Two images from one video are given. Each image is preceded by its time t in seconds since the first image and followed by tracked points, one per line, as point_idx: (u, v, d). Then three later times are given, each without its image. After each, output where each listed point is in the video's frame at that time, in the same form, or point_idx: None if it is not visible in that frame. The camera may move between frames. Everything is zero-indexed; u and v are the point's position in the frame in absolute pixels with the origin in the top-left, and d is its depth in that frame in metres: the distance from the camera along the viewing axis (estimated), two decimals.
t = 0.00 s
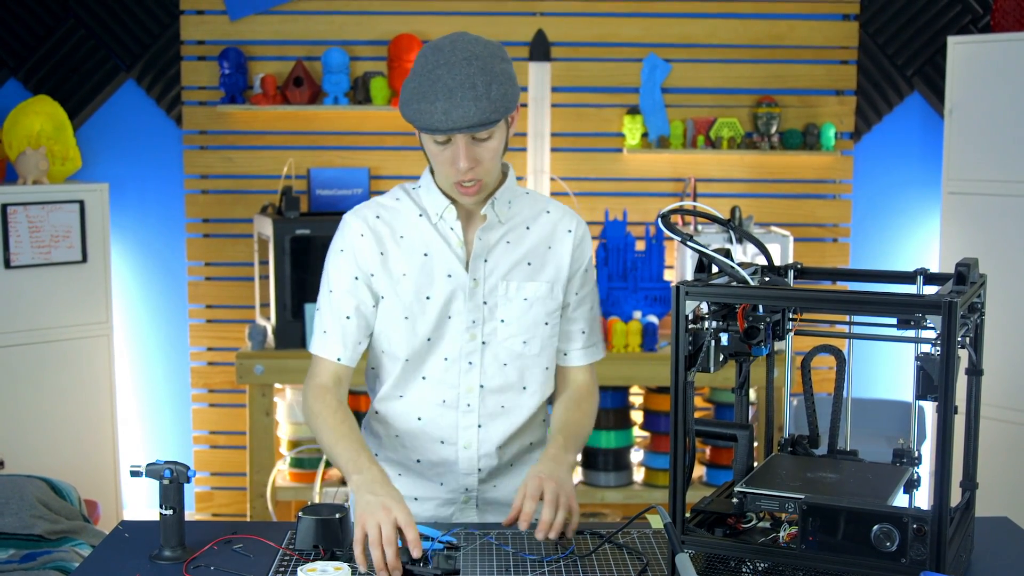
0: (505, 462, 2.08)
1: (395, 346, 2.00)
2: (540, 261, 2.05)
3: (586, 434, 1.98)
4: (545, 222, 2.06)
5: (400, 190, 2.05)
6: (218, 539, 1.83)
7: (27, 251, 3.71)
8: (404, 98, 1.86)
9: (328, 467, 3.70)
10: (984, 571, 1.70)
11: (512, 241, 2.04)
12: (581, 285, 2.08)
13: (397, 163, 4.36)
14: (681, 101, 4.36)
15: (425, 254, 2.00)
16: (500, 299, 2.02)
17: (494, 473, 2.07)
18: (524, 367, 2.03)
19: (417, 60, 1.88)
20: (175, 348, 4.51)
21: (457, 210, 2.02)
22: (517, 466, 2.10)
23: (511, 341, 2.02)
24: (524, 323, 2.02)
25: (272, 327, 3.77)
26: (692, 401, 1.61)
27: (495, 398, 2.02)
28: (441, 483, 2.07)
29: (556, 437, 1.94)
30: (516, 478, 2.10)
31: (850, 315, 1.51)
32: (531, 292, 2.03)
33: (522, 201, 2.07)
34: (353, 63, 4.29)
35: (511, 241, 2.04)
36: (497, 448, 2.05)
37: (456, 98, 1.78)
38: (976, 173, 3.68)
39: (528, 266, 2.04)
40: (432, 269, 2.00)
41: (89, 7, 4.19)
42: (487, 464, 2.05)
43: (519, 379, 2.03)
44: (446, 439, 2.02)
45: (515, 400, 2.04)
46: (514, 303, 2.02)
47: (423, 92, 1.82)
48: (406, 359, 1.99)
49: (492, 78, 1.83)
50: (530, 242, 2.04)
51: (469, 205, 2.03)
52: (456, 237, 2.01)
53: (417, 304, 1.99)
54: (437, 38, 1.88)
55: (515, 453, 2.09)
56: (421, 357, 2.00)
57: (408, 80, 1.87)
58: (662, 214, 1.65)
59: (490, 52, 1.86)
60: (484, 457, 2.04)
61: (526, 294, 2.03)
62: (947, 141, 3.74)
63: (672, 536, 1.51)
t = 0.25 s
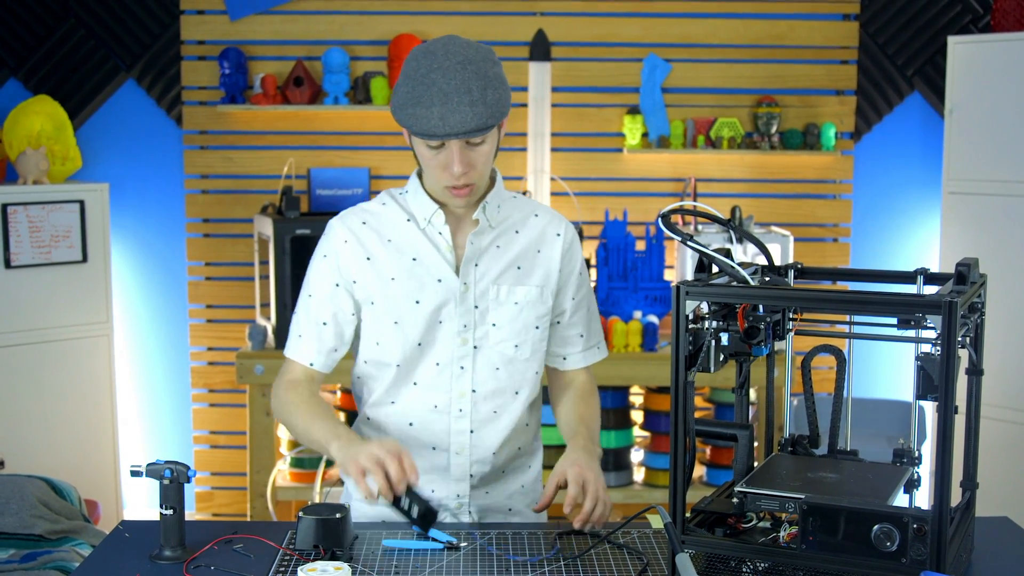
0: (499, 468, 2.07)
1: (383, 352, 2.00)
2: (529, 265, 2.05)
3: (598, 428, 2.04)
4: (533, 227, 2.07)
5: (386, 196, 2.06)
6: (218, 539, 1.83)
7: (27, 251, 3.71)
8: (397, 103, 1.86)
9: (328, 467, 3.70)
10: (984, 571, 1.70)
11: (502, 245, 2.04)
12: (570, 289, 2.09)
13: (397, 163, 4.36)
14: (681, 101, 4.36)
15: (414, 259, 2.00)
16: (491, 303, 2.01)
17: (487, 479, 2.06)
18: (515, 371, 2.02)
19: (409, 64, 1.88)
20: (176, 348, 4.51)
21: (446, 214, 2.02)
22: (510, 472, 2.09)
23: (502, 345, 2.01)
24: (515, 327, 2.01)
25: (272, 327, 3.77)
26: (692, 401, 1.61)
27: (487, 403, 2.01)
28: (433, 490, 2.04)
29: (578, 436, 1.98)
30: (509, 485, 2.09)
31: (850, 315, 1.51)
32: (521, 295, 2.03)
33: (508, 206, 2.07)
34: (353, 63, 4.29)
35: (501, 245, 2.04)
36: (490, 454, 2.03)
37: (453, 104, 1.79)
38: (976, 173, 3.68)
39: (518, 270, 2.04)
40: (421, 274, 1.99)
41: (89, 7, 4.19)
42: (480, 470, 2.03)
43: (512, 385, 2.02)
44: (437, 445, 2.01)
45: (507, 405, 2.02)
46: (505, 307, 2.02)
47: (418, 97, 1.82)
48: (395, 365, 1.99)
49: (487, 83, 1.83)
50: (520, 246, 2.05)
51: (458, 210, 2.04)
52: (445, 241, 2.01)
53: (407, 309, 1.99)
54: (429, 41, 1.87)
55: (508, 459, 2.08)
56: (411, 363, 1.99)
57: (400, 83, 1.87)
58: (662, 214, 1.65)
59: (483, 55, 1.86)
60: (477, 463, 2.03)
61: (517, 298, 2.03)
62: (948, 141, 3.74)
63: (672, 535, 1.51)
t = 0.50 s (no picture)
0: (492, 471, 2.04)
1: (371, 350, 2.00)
2: (518, 266, 2.06)
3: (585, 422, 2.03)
4: (521, 228, 2.08)
5: (376, 195, 2.07)
6: (219, 539, 1.83)
7: (27, 251, 3.71)
8: (392, 98, 1.85)
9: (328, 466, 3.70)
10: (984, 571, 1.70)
11: (490, 246, 2.05)
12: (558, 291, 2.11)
13: (397, 163, 4.36)
14: (681, 101, 4.36)
15: (402, 257, 2.00)
16: (480, 303, 2.02)
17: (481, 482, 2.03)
18: (502, 372, 2.03)
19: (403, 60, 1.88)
20: (176, 347, 4.51)
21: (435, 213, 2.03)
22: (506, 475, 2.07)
23: (489, 346, 2.02)
24: (503, 328, 2.03)
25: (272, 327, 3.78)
26: (692, 401, 1.61)
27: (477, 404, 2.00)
28: (428, 493, 2.00)
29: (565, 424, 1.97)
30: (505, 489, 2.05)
31: (851, 315, 1.51)
32: (510, 296, 2.04)
33: (497, 208, 2.08)
34: (353, 63, 4.29)
35: (489, 245, 2.05)
36: (482, 456, 2.02)
37: (450, 97, 1.79)
38: (976, 173, 3.68)
39: (507, 271, 2.05)
40: (410, 273, 2.00)
41: (89, 7, 4.19)
42: (475, 472, 2.01)
43: (501, 385, 2.02)
44: (430, 448, 1.98)
45: (497, 407, 2.02)
46: (493, 307, 2.03)
47: (414, 90, 1.82)
48: (384, 364, 1.98)
49: (483, 80, 1.84)
50: (508, 247, 2.06)
51: (448, 208, 2.04)
52: (434, 240, 2.01)
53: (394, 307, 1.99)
54: (425, 38, 1.88)
55: (501, 461, 2.06)
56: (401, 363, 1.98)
57: (395, 77, 1.87)
58: (662, 214, 1.65)
59: (478, 54, 1.87)
60: (471, 465, 2.01)
61: (505, 299, 2.03)
62: (948, 141, 3.74)
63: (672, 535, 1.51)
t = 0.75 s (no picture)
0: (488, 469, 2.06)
1: (365, 347, 2.02)
2: (510, 264, 2.08)
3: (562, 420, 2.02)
4: (512, 226, 2.09)
5: (369, 193, 2.08)
6: (219, 539, 1.83)
7: (27, 251, 3.71)
8: (388, 89, 1.86)
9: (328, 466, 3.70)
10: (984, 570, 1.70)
11: (481, 245, 2.07)
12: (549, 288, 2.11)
13: (397, 163, 4.36)
14: (681, 101, 4.36)
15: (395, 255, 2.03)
16: (472, 301, 2.05)
17: (477, 480, 2.05)
18: (495, 369, 2.05)
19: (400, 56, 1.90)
20: (176, 347, 4.51)
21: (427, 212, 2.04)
22: (501, 473, 2.08)
23: (481, 344, 2.05)
24: (496, 326, 2.05)
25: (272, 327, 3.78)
26: (692, 401, 1.61)
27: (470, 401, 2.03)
28: (423, 492, 2.01)
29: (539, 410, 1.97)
30: (501, 488, 2.08)
31: (852, 315, 1.51)
32: (502, 294, 2.06)
33: (488, 207, 2.09)
34: (353, 63, 4.29)
35: (480, 244, 2.07)
36: (477, 453, 2.04)
37: (448, 87, 1.80)
38: (977, 173, 3.68)
39: (498, 269, 2.07)
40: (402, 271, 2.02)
41: (89, 7, 4.19)
42: (470, 470, 2.03)
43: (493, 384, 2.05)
44: (427, 447, 2.01)
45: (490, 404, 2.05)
46: (485, 305, 2.05)
47: (412, 80, 1.82)
48: (378, 359, 2.01)
49: (480, 74, 1.85)
50: (500, 246, 2.08)
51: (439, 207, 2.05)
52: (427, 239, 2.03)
53: (386, 305, 2.02)
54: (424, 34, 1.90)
55: (497, 462, 2.07)
56: (394, 359, 2.02)
57: (392, 70, 1.88)
58: (662, 214, 1.65)
59: (475, 51, 1.89)
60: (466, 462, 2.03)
61: (497, 297, 2.06)
62: (948, 141, 3.74)
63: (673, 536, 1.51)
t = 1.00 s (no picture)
0: (487, 466, 2.07)
1: (363, 345, 2.02)
2: (505, 261, 2.10)
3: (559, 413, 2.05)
4: (506, 223, 2.11)
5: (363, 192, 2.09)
6: (219, 538, 1.83)
7: (27, 251, 3.71)
8: (390, 77, 1.87)
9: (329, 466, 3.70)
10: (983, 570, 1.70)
11: (477, 242, 2.08)
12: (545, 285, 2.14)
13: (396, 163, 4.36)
14: (682, 100, 4.36)
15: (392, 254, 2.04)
16: (469, 298, 2.06)
17: (476, 477, 2.05)
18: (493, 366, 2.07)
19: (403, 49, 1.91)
20: (176, 347, 4.51)
21: (423, 212, 2.03)
22: (499, 471, 2.09)
23: (479, 341, 2.07)
24: (493, 322, 2.07)
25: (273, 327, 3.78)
26: (692, 401, 1.61)
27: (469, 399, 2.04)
28: (424, 490, 2.00)
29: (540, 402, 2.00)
30: (499, 485, 2.08)
31: (853, 315, 1.51)
32: (499, 290, 2.08)
33: (482, 205, 2.11)
34: (353, 63, 4.29)
35: (476, 241, 2.09)
36: (476, 449, 2.05)
37: (452, 79, 1.82)
38: (976, 173, 3.68)
39: (495, 266, 2.09)
40: (399, 269, 2.03)
41: (89, 7, 4.19)
42: (470, 467, 2.04)
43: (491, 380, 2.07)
44: (426, 444, 2.00)
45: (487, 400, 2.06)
46: (483, 302, 2.07)
47: (416, 70, 1.84)
48: (377, 358, 2.01)
49: (483, 71, 1.87)
50: (495, 243, 2.09)
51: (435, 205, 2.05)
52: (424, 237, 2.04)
53: (384, 303, 2.03)
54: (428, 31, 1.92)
55: (496, 459, 2.08)
56: (393, 358, 2.02)
57: (395, 60, 1.89)
58: (662, 214, 1.64)
59: (478, 50, 1.91)
60: (466, 460, 2.03)
61: (494, 293, 2.07)
62: (949, 141, 3.74)
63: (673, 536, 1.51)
